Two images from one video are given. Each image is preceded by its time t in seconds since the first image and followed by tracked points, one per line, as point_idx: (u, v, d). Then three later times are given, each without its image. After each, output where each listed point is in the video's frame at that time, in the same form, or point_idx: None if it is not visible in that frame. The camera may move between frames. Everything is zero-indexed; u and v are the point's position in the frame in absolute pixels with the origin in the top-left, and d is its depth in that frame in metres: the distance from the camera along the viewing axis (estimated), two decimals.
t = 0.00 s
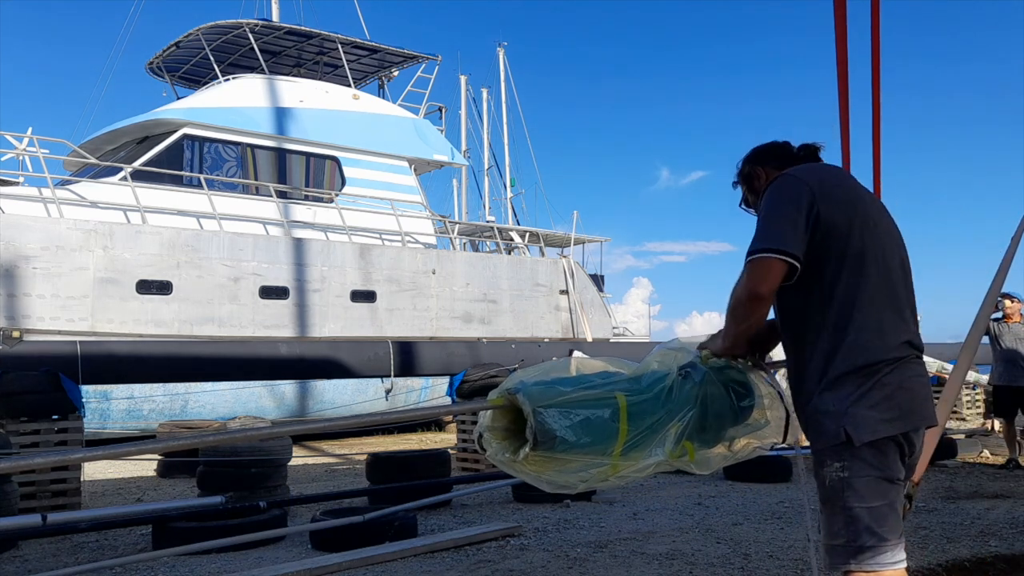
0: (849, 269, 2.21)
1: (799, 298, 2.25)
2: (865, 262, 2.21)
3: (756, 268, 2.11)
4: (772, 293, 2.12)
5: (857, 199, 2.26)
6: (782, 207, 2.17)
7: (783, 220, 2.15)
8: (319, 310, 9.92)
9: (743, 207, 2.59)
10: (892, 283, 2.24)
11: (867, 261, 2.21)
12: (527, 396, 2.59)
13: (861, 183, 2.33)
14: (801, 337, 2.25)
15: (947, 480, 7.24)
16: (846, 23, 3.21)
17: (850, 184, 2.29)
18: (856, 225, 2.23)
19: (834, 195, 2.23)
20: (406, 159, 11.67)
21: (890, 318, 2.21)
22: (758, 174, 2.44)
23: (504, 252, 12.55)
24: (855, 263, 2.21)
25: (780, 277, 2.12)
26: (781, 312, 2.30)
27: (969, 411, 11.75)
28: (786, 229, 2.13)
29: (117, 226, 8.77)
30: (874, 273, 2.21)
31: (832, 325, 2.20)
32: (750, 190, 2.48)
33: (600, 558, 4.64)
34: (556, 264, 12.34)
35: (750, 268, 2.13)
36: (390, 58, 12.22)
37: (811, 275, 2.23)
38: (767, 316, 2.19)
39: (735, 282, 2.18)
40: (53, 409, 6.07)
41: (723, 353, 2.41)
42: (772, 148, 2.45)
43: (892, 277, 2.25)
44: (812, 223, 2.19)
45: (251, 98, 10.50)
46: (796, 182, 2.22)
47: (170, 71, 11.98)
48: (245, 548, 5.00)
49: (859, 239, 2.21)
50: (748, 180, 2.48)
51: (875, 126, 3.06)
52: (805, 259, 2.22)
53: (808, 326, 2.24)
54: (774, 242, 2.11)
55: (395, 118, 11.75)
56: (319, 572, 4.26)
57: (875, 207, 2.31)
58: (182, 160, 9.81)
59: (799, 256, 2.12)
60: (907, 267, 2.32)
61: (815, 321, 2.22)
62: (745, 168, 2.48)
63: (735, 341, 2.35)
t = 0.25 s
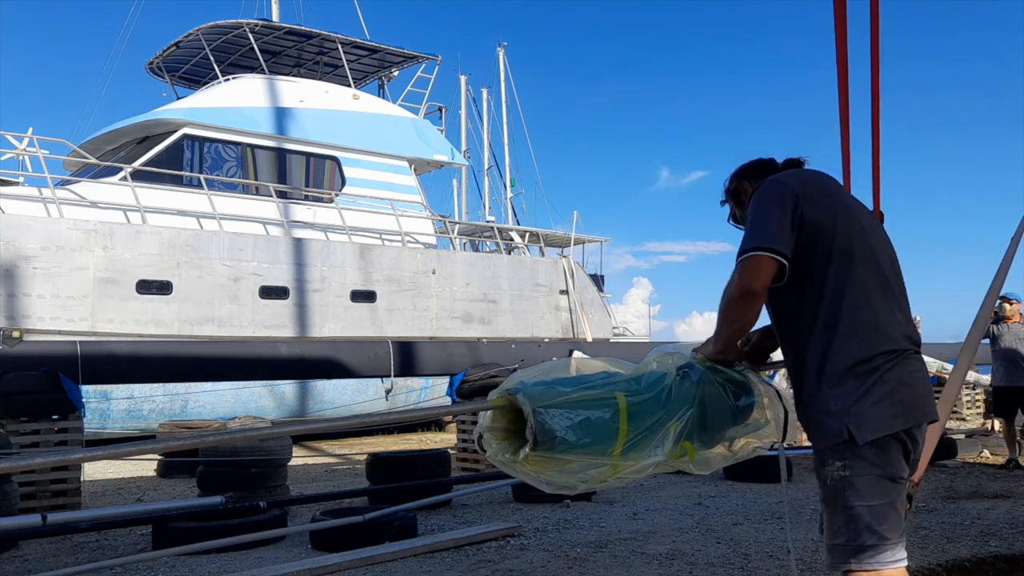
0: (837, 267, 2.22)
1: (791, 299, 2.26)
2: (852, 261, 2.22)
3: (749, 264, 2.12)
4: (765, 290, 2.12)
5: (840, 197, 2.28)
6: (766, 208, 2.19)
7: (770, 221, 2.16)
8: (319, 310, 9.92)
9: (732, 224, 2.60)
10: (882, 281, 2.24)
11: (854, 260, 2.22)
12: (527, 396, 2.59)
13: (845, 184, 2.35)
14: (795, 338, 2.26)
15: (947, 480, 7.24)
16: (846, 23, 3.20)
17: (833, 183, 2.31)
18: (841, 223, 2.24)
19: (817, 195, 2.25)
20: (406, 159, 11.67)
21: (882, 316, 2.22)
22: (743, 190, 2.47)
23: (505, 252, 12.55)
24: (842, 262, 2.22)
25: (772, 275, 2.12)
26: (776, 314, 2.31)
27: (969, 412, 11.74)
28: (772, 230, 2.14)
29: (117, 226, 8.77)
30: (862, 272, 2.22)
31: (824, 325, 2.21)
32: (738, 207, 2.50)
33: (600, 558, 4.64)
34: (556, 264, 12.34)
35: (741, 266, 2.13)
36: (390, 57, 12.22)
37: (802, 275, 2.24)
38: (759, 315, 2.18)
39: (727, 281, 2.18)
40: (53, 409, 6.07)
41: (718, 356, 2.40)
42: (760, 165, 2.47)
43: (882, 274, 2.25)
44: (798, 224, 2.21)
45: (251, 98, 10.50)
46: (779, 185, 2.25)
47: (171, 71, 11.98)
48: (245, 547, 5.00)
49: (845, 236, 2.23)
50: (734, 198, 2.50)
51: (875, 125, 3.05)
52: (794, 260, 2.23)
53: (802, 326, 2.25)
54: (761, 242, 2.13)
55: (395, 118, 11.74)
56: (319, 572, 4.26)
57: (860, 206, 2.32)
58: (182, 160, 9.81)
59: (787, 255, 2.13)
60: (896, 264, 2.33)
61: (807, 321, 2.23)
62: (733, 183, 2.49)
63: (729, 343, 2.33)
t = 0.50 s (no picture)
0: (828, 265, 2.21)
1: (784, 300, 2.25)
2: (844, 259, 2.21)
3: (743, 257, 2.11)
4: (760, 282, 2.11)
5: (828, 196, 2.28)
6: (752, 209, 2.20)
7: (757, 220, 2.17)
8: (319, 310, 9.89)
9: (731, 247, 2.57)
10: (875, 280, 2.23)
11: (846, 258, 2.21)
12: (527, 397, 2.57)
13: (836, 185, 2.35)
14: (790, 337, 2.25)
15: (948, 481, 7.22)
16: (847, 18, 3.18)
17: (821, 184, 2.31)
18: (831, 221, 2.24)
19: (804, 194, 2.25)
20: (406, 159, 11.65)
21: (876, 313, 2.19)
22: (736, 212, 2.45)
23: (505, 252, 12.53)
24: (833, 260, 2.20)
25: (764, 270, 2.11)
26: (770, 317, 2.30)
27: (970, 412, 11.72)
28: (757, 228, 2.15)
29: (116, 225, 8.75)
30: (854, 270, 2.21)
31: (817, 323, 2.19)
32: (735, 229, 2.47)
33: (600, 559, 4.62)
34: (556, 264, 12.31)
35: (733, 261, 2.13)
36: (390, 57, 12.21)
37: (793, 275, 2.23)
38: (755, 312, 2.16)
39: (721, 278, 2.17)
40: (52, 410, 6.05)
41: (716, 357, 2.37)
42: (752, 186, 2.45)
43: (875, 273, 2.23)
44: (785, 223, 2.21)
45: (251, 98, 10.49)
46: (765, 186, 2.26)
47: (170, 71, 11.96)
48: (244, 548, 4.98)
49: (834, 233, 2.22)
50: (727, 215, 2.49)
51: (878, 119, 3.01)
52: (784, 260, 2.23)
53: (796, 326, 2.23)
54: (749, 238, 2.14)
55: (395, 117, 11.72)
56: (318, 573, 4.24)
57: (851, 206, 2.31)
58: (182, 160, 9.79)
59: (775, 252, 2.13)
60: (891, 262, 2.31)
61: (801, 321, 2.22)
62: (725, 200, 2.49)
63: (727, 342, 2.31)
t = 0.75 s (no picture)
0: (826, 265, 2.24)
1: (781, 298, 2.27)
2: (838, 260, 2.24)
3: (739, 254, 2.15)
4: (757, 279, 2.14)
5: (824, 198, 2.31)
6: (747, 209, 2.24)
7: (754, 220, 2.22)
8: (319, 310, 9.91)
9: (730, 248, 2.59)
10: (871, 280, 2.25)
11: (840, 258, 2.24)
12: (527, 397, 2.59)
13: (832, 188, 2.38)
14: (786, 337, 2.28)
15: (947, 481, 7.24)
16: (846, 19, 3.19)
17: (819, 186, 2.35)
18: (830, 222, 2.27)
19: (799, 195, 2.29)
20: (406, 159, 11.67)
21: (872, 313, 2.22)
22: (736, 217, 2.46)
23: (505, 252, 12.55)
24: (828, 260, 2.24)
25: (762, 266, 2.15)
26: (766, 316, 2.33)
27: (969, 412, 11.73)
28: (751, 227, 2.19)
29: (117, 226, 8.77)
30: (849, 271, 2.23)
31: (813, 322, 2.22)
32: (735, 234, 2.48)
33: (600, 558, 4.64)
34: (556, 264, 12.33)
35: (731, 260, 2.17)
36: (390, 57, 12.23)
37: (788, 274, 2.26)
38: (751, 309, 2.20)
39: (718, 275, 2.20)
40: (53, 409, 6.07)
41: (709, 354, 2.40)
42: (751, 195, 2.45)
43: (870, 274, 2.25)
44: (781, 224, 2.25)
45: (251, 99, 10.51)
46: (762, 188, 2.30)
47: (170, 71, 11.98)
48: (245, 548, 5.00)
49: (829, 232, 2.25)
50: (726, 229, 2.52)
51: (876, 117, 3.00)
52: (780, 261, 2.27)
53: (790, 325, 2.26)
54: (743, 237, 2.18)
55: (395, 117, 11.74)
56: (319, 572, 4.26)
57: (848, 208, 2.34)
58: (182, 160, 9.82)
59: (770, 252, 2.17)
60: (889, 262, 2.33)
61: (796, 320, 2.25)
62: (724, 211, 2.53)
63: (724, 340, 2.34)
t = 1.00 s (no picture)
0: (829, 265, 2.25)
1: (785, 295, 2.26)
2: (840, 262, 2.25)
3: (742, 256, 2.14)
4: (758, 283, 2.13)
5: (831, 197, 2.31)
6: (753, 206, 2.24)
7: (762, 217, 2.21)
8: (319, 310, 9.91)
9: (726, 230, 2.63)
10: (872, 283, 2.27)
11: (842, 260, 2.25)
12: (527, 397, 2.59)
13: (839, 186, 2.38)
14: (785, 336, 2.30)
15: (947, 481, 7.24)
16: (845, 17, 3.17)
17: (820, 183, 2.36)
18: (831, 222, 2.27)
19: (805, 194, 2.29)
20: (406, 160, 11.67)
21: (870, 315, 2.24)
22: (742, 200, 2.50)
23: (504, 252, 12.55)
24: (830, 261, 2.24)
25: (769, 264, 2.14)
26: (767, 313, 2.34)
27: (969, 412, 11.73)
28: (756, 226, 2.19)
29: (117, 226, 8.77)
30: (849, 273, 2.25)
31: (813, 323, 2.24)
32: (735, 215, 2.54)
33: (600, 558, 4.63)
34: (556, 264, 12.33)
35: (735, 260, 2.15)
36: (390, 57, 12.23)
37: (790, 273, 2.26)
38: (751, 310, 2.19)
39: (719, 277, 2.19)
40: (53, 409, 6.07)
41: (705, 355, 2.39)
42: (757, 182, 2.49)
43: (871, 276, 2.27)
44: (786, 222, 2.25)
45: (251, 99, 10.52)
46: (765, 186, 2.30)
47: (170, 71, 11.98)
48: (245, 548, 5.00)
49: (833, 233, 2.25)
50: (726, 230, 2.53)
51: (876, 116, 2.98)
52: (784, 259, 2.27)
53: (789, 324, 2.28)
54: (748, 238, 2.17)
55: (396, 117, 11.74)
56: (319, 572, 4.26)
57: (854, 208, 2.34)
58: (182, 161, 9.82)
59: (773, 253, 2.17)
60: (889, 264, 2.35)
61: (796, 319, 2.27)
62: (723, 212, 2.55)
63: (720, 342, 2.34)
